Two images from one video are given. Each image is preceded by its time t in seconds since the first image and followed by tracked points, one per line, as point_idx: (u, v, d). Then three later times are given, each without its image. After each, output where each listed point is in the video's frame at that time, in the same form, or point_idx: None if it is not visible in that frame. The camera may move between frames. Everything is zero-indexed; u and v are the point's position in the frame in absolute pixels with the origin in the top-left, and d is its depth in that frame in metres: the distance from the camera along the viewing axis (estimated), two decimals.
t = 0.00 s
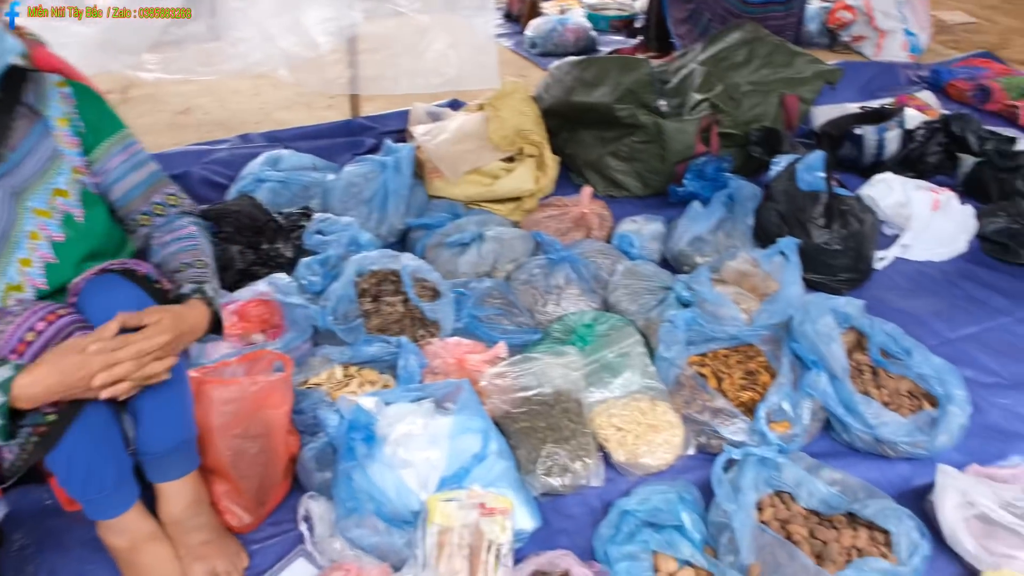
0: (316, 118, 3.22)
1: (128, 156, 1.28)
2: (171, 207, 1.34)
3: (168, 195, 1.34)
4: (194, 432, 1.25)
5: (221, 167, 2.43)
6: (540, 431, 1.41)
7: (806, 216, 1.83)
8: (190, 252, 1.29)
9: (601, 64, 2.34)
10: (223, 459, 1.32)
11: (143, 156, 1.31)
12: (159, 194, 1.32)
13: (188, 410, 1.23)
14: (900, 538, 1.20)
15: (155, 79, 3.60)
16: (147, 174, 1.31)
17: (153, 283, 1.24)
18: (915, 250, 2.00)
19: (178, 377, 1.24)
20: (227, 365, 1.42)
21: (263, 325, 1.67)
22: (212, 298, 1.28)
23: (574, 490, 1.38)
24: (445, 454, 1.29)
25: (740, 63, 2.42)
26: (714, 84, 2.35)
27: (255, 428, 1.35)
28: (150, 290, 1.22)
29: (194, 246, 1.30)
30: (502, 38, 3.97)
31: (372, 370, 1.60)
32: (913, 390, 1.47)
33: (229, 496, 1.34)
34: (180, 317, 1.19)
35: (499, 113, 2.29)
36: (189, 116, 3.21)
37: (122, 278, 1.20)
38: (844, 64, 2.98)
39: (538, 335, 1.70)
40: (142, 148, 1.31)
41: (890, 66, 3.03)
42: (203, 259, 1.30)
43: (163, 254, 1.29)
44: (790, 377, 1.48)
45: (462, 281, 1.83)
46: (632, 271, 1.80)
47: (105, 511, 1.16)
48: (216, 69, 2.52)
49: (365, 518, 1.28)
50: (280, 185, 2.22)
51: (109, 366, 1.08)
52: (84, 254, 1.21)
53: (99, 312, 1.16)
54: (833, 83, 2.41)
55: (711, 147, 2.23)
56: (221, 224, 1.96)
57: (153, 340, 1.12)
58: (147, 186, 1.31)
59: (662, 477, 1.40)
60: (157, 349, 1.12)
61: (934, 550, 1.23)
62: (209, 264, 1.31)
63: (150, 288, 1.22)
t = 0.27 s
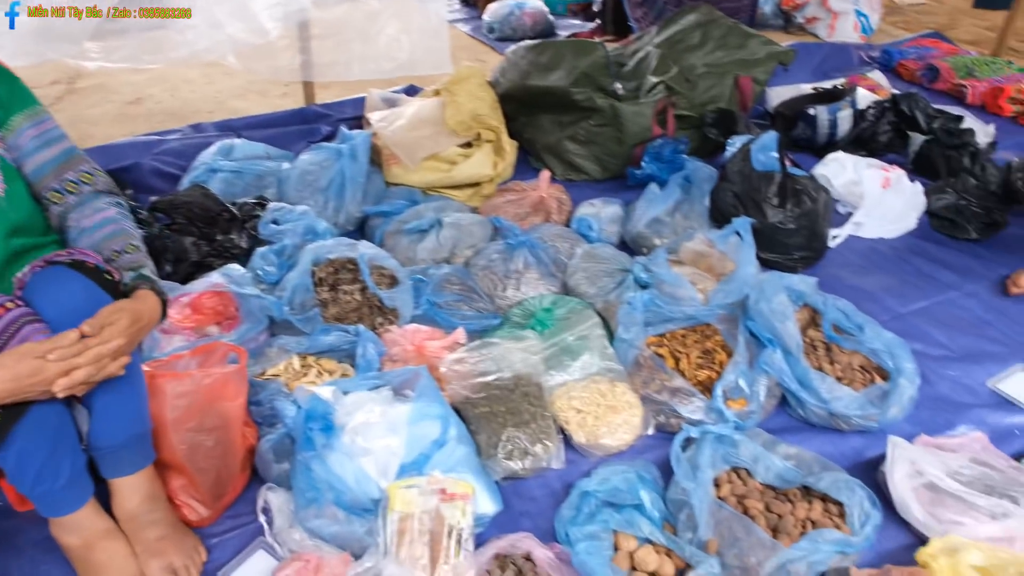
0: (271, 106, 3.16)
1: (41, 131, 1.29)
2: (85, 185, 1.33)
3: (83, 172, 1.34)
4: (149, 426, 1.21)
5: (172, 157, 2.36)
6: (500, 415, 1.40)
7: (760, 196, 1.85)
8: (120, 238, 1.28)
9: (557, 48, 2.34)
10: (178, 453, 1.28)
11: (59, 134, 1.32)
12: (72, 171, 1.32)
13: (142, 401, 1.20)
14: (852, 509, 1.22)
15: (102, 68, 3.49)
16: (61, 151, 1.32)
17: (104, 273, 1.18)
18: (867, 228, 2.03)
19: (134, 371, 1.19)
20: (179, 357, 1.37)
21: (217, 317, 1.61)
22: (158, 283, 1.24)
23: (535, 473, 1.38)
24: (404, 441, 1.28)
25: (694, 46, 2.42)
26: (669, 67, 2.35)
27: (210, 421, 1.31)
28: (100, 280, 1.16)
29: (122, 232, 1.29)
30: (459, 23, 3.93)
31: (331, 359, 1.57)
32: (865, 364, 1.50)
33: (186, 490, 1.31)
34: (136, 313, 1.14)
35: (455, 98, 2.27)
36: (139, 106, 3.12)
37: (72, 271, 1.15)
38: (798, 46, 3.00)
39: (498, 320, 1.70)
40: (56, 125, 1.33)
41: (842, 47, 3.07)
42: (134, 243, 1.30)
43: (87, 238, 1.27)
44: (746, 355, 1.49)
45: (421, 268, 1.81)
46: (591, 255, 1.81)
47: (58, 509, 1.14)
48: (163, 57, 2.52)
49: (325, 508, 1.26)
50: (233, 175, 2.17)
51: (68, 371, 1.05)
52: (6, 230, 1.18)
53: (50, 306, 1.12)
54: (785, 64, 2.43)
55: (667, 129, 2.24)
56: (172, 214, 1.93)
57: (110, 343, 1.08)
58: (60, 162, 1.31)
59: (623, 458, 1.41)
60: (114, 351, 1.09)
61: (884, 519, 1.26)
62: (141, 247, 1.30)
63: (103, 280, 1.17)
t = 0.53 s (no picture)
0: (254, 89, 3.11)
1: None
2: (35, 155, 1.28)
3: (33, 142, 1.27)
4: (128, 411, 1.19)
5: (153, 142, 2.32)
6: (485, 399, 1.39)
7: (746, 175, 1.83)
8: (79, 215, 1.26)
9: (541, 26, 2.27)
10: (159, 443, 1.25)
11: (9, 104, 1.25)
12: (22, 141, 1.25)
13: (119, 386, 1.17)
14: (838, 489, 1.22)
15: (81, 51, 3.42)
16: (10, 120, 1.25)
17: (77, 254, 1.17)
18: (855, 206, 2.02)
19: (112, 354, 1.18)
20: (159, 346, 1.34)
21: (199, 304, 1.58)
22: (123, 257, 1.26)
23: (520, 457, 1.37)
24: (388, 427, 1.27)
25: (681, 23, 2.37)
26: (656, 45, 2.31)
27: (191, 410, 1.28)
28: (75, 262, 1.15)
29: (78, 207, 1.27)
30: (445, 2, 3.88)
31: (315, 345, 1.54)
32: (851, 344, 1.49)
33: (168, 479, 1.27)
34: (109, 289, 1.14)
35: (439, 80, 2.23)
36: (120, 90, 3.07)
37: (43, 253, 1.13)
38: (786, 22, 2.97)
39: (483, 304, 1.67)
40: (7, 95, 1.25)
41: (832, 22, 3.03)
42: (93, 217, 1.27)
43: (46, 216, 1.25)
44: (733, 337, 1.48)
45: (405, 252, 1.79)
46: (577, 236, 1.79)
47: (39, 495, 1.12)
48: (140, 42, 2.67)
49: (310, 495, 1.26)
50: (215, 160, 2.13)
51: (37, 345, 1.03)
52: None
53: (21, 287, 1.11)
54: (772, 40, 2.42)
55: (654, 108, 2.22)
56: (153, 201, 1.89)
57: (81, 317, 1.06)
58: (8, 132, 1.25)
59: (608, 441, 1.41)
60: (87, 326, 1.07)
61: (870, 498, 1.26)
62: (100, 220, 1.28)
63: (76, 262, 1.15)
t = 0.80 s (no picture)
0: (237, 66, 3.05)
1: None
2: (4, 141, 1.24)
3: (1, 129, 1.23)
4: (103, 402, 1.18)
5: (133, 123, 2.27)
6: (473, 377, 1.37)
7: (736, 142, 1.79)
8: (51, 205, 1.22)
9: None
10: (140, 429, 1.23)
11: None
12: None
13: (93, 377, 1.16)
14: (830, 460, 1.21)
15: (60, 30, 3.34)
16: None
17: (46, 247, 1.14)
18: (848, 171, 1.98)
19: (86, 345, 1.16)
20: (137, 331, 1.32)
21: (180, 286, 1.55)
22: (95, 247, 1.22)
23: (509, 434, 1.35)
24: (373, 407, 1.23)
25: None
26: (645, 10, 2.18)
27: (172, 395, 1.24)
28: (43, 255, 1.13)
29: (50, 197, 1.22)
30: None
31: (299, 326, 1.51)
32: (844, 312, 1.47)
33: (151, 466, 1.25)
34: (80, 283, 1.12)
35: (423, 52, 2.18)
36: (100, 70, 3.01)
37: (8, 247, 1.10)
38: None
39: (470, 280, 1.64)
40: None
41: None
42: (66, 208, 1.23)
43: (16, 205, 1.21)
44: (723, 308, 1.45)
45: (391, 228, 1.75)
46: (565, 209, 1.75)
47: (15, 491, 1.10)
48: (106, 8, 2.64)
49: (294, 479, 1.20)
50: (196, 139, 2.09)
51: (7, 344, 1.02)
52: None
53: None
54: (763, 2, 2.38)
55: (642, 76, 2.18)
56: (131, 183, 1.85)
57: (51, 315, 1.05)
58: None
59: (598, 416, 1.39)
60: (57, 324, 1.06)
61: (863, 468, 1.24)
62: (74, 212, 1.24)
63: (44, 255, 1.13)
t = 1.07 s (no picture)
0: (218, 56, 3.00)
1: None
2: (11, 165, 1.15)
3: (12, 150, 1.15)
4: (78, 411, 1.16)
5: (111, 117, 2.22)
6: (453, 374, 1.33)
7: (723, 127, 1.75)
8: (48, 222, 1.15)
9: None
10: (113, 436, 1.19)
11: None
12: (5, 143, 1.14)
13: (67, 392, 1.13)
14: (818, 453, 1.18)
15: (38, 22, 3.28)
16: None
17: (19, 256, 1.10)
18: (837, 153, 1.95)
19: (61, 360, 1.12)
20: (111, 335, 1.28)
21: (157, 287, 1.51)
22: (84, 273, 1.18)
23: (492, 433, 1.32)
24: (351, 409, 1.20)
25: None
26: None
27: (146, 400, 1.21)
28: (15, 265, 1.09)
29: (49, 215, 1.16)
30: None
31: (279, 324, 1.48)
32: (832, 299, 1.44)
33: (127, 472, 1.22)
34: (56, 303, 1.08)
35: (404, 39, 2.12)
36: (79, 63, 2.95)
37: None
38: None
39: (453, 275, 1.63)
40: None
41: None
42: (62, 229, 1.17)
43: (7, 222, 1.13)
44: (709, 298, 1.43)
45: (371, 223, 1.71)
46: (549, 199, 1.72)
47: None
48: None
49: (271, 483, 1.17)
50: (174, 133, 2.04)
51: None
52: None
53: None
54: None
55: (629, 60, 2.12)
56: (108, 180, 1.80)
57: (32, 338, 1.01)
58: None
59: (583, 411, 1.37)
60: (40, 346, 1.02)
61: (851, 459, 1.23)
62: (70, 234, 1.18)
63: (19, 267, 1.10)
